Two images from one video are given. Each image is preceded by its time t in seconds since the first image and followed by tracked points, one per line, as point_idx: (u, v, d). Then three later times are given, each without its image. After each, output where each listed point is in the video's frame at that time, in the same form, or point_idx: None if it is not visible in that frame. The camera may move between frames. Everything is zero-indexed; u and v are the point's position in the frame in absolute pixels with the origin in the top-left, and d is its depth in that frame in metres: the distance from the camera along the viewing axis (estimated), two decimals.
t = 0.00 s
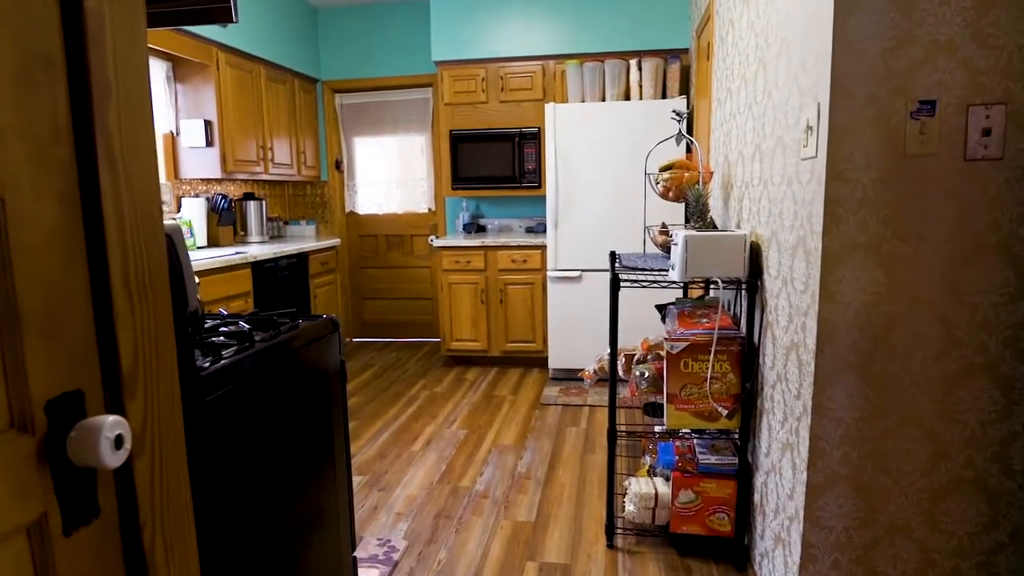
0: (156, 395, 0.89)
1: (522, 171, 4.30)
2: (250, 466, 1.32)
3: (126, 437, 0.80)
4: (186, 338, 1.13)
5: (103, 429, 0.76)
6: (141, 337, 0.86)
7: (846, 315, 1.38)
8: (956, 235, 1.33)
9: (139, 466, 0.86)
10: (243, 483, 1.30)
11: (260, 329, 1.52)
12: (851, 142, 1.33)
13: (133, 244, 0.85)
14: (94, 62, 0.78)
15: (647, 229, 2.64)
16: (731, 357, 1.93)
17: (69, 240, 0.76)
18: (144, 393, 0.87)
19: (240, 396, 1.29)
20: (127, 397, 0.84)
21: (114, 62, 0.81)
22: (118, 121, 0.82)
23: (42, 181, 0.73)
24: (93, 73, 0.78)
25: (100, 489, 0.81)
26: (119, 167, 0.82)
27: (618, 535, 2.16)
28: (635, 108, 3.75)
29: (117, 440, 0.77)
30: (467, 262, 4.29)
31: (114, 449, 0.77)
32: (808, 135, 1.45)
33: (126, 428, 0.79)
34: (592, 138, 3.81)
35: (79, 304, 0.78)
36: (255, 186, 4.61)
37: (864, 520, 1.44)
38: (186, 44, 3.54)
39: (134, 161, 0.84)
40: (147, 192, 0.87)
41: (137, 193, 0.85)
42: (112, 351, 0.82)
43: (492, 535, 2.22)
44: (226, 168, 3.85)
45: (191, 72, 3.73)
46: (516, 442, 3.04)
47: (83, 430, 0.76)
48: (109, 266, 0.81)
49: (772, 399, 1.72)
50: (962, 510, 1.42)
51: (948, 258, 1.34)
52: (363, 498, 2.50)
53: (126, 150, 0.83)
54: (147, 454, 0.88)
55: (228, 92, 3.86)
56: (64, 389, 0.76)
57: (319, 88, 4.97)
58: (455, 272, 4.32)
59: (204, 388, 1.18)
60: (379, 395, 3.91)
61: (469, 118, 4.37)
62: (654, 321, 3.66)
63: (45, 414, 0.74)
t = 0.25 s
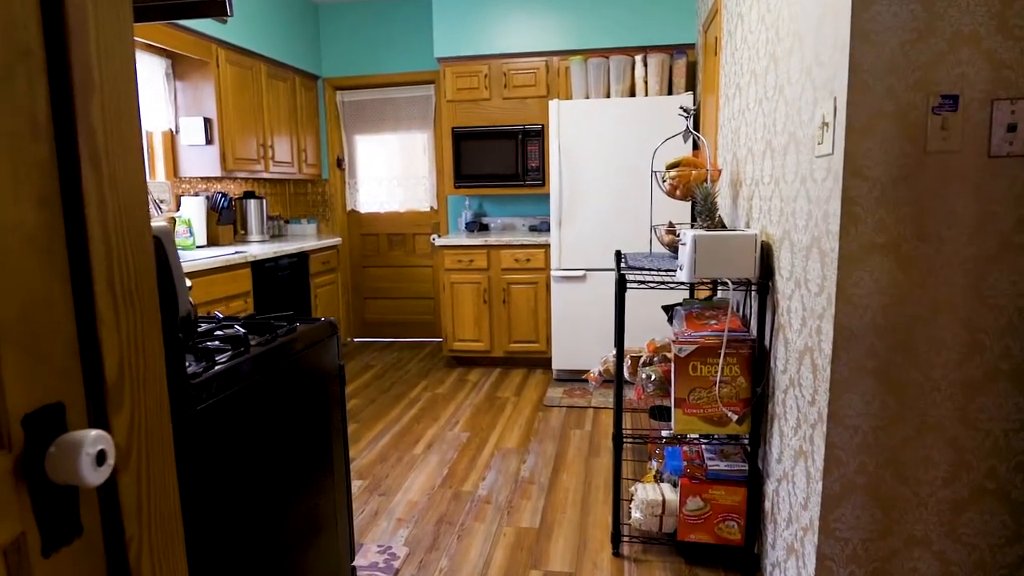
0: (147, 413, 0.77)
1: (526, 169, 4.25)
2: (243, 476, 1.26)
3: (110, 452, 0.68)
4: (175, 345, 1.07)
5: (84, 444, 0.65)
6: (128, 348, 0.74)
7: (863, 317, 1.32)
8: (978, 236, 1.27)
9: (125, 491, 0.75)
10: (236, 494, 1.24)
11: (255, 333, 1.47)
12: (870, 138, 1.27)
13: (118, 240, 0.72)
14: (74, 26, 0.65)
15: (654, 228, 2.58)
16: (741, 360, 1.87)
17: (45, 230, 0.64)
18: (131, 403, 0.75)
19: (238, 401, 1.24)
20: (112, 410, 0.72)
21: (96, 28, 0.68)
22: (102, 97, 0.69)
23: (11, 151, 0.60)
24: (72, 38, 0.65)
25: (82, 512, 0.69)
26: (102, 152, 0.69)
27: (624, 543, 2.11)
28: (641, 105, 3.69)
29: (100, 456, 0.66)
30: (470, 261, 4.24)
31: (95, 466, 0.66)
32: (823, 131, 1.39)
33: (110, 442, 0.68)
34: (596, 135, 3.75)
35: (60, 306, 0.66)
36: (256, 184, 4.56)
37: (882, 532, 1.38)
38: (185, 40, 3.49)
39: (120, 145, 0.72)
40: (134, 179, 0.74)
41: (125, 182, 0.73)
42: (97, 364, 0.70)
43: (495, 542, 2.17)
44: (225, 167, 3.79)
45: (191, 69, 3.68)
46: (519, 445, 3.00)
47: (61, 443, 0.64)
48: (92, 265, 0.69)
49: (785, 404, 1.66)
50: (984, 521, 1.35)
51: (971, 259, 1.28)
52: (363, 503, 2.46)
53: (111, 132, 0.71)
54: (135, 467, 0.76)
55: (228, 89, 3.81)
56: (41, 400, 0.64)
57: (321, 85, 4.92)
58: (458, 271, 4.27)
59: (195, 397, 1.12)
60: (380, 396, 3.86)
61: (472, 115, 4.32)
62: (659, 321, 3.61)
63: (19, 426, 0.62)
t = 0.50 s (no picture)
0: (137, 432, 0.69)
1: (530, 167, 4.19)
2: (235, 488, 1.18)
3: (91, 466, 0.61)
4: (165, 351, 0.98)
5: (63, 458, 0.57)
6: (113, 363, 0.65)
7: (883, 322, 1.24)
8: (1005, 236, 1.20)
9: (111, 516, 0.65)
10: (227, 507, 1.15)
11: (251, 336, 1.38)
12: (891, 133, 1.19)
13: (101, 242, 0.64)
14: None
15: (661, 227, 2.52)
16: (751, 364, 1.81)
17: (19, 217, 0.55)
18: (114, 412, 0.66)
19: (230, 409, 1.15)
20: (95, 420, 0.63)
21: (77, 5, 0.61)
22: (82, 84, 0.61)
23: None
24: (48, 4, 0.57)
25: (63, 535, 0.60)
26: (84, 144, 0.61)
27: (631, 551, 2.05)
28: (646, 102, 3.63)
29: (81, 471, 0.59)
30: (473, 260, 4.18)
31: (75, 482, 0.58)
32: (841, 126, 1.31)
33: (90, 455, 0.60)
34: (602, 132, 3.69)
35: (38, 319, 0.57)
36: (257, 182, 4.51)
37: (901, 546, 1.31)
38: (184, 36, 3.44)
39: (102, 139, 0.64)
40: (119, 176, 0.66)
41: (109, 178, 0.64)
42: (78, 376, 0.61)
43: (499, 549, 2.12)
44: (226, 166, 3.74)
45: (191, 65, 3.63)
46: (523, 448, 2.95)
47: (38, 458, 0.56)
48: (72, 270, 0.61)
49: (797, 411, 1.60)
50: (1010, 536, 1.27)
51: (997, 260, 1.20)
52: (365, 508, 2.41)
53: (92, 122, 0.63)
54: (120, 482, 0.67)
55: (229, 87, 3.76)
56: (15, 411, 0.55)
57: (322, 82, 4.87)
58: (461, 271, 4.22)
59: (185, 404, 1.03)
60: (382, 398, 3.81)
61: (475, 112, 4.26)
62: (665, 322, 3.55)
63: None
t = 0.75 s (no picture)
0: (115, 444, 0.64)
1: (534, 164, 4.13)
2: (228, 501, 1.08)
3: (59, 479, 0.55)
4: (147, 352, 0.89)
5: (26, 471, 0.52)
6: (87, 373, 0.60)
7: (906, 325, 1.16)
8: None
9: (85, 535, 0.60)
10: (219, 522, 1.05)
11: (243, 337, 1.30)
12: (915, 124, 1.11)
13: (72, 244, 0.58)
14: None
15: (669, 226, 2.45)
16: (763, 367, 1.75)
17: None
18: (88, 422, 0.60)
19: (213, 419, 1.05)
20: (66, 430, 0.58)
21: None
22: (51, 71, 0.56)
23: None
24: None
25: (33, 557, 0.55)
26: (53, 136, 0.56)
27: (637, 560, 1.99)
28: (653, 98, 3.57)
29: (46, 486, 0.53)
30: (476, 259, 4.12)
31: (40, 498, 0.53)
32: (860, 118, 1.24)
33: (58, 468, 0.55)
34: (607, 129, 3.63)
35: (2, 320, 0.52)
36: (258, 180, 4.46)
37: (923, 561, 1.22)
38: (184, 31, 3.39)
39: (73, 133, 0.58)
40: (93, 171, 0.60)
41: (82, 175, 0.59)
42: (47, 381, 0.56)
43: (502, 555, 2.06)
44: (226, 163, 3.69)
45: (191, 62, 3.58)
46: (527, 452, 2.89)
47: None
48: (39, 267, 0.55)
49: (812, 417, 1.54)
50: None
51: None
52: (366, 512, 2.36)
53: (62, 113, 0.57)
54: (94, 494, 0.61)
55: (230, 83, 3.71)
56: None
57: (324, 79, 4.82)
58: (464, 270, 4.16)
59: (170, 410, 0.94)
60: (384, 399, 3.76)
61: (479, 109, 4.20)
62: (672, 323, 3.48)
63: None
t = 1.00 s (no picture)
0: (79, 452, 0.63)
1: (539, 162, 4.06)
2: (214, 515, 1.03)
3: (9, 504, 0.55)
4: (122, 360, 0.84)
5: None
6: (47, 376, 0.59)
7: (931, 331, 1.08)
8: None
9: (45, 552, 0.59)
10: (204, 538, 1.00)
11: (233, 342, 1.24)
12: (943, 116, 1.04)
13: (30, 240, 0.57)
14: None
15: (677, 224, 2.39)
16: (777, 371, 1.68)
17: None
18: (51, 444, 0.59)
19: (195, 432, 0.98)
20: (24, 451, 0.57)
21: None
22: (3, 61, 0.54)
23: None
24: None
25: None
26: (8, 131, 0.54)
27: (645, 569, 1.94)
28: (659, 94, 3.50)
29: None
30: (480, 258, 4.07)
31: None
32: (882, 110, 1.17)
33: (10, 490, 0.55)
34: (614, 125, 3.56)
35: None
36: (260, 178, 4.41)
37: None
38: (184, 27, 3.35)
39: (32, 124, 0.57)
40: (52, 164, 0.58)
41: (40, 167, 0.58)
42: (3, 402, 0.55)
43: (505, 563, 2.01)
44: (227, 161, 3.64)
45: (190, 58, 3.54)
46: (531, 454, 2.83)
47: None
48: None
49: (828, 424, 1.47)
50: None
51: None
52: (366, 517, 2.31)
53: (18, 104, 0.55)
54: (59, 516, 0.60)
55: (230, 80, 3.66)
56: None
57: (327, 76, 4.77)
58: (468, 269, 4.11)
59: (149, 421, 0.89)
60: (387, 400, 3.71)
61: (483, 105, 4.15)
62: (679, 324, 3.41)
63: None
